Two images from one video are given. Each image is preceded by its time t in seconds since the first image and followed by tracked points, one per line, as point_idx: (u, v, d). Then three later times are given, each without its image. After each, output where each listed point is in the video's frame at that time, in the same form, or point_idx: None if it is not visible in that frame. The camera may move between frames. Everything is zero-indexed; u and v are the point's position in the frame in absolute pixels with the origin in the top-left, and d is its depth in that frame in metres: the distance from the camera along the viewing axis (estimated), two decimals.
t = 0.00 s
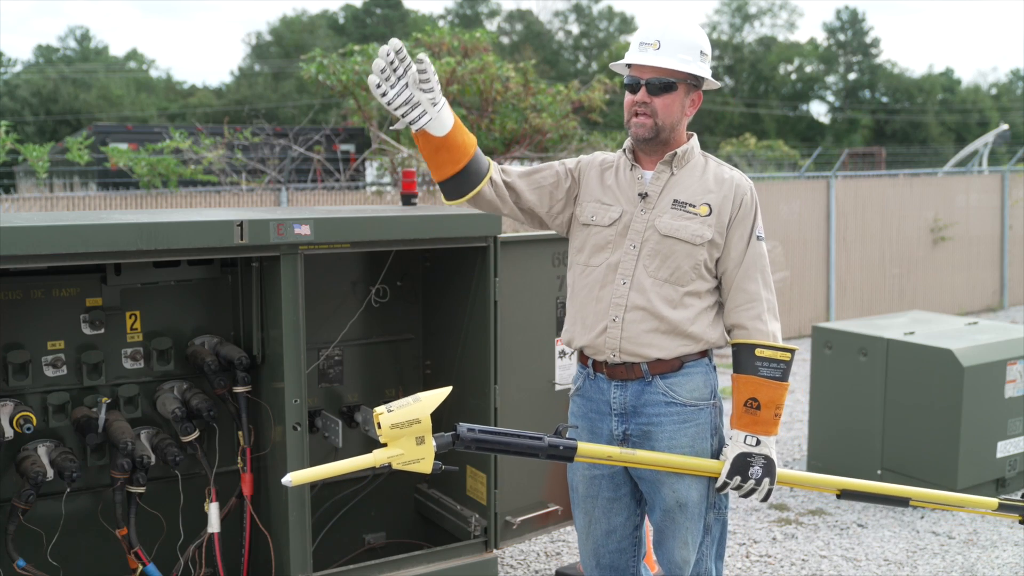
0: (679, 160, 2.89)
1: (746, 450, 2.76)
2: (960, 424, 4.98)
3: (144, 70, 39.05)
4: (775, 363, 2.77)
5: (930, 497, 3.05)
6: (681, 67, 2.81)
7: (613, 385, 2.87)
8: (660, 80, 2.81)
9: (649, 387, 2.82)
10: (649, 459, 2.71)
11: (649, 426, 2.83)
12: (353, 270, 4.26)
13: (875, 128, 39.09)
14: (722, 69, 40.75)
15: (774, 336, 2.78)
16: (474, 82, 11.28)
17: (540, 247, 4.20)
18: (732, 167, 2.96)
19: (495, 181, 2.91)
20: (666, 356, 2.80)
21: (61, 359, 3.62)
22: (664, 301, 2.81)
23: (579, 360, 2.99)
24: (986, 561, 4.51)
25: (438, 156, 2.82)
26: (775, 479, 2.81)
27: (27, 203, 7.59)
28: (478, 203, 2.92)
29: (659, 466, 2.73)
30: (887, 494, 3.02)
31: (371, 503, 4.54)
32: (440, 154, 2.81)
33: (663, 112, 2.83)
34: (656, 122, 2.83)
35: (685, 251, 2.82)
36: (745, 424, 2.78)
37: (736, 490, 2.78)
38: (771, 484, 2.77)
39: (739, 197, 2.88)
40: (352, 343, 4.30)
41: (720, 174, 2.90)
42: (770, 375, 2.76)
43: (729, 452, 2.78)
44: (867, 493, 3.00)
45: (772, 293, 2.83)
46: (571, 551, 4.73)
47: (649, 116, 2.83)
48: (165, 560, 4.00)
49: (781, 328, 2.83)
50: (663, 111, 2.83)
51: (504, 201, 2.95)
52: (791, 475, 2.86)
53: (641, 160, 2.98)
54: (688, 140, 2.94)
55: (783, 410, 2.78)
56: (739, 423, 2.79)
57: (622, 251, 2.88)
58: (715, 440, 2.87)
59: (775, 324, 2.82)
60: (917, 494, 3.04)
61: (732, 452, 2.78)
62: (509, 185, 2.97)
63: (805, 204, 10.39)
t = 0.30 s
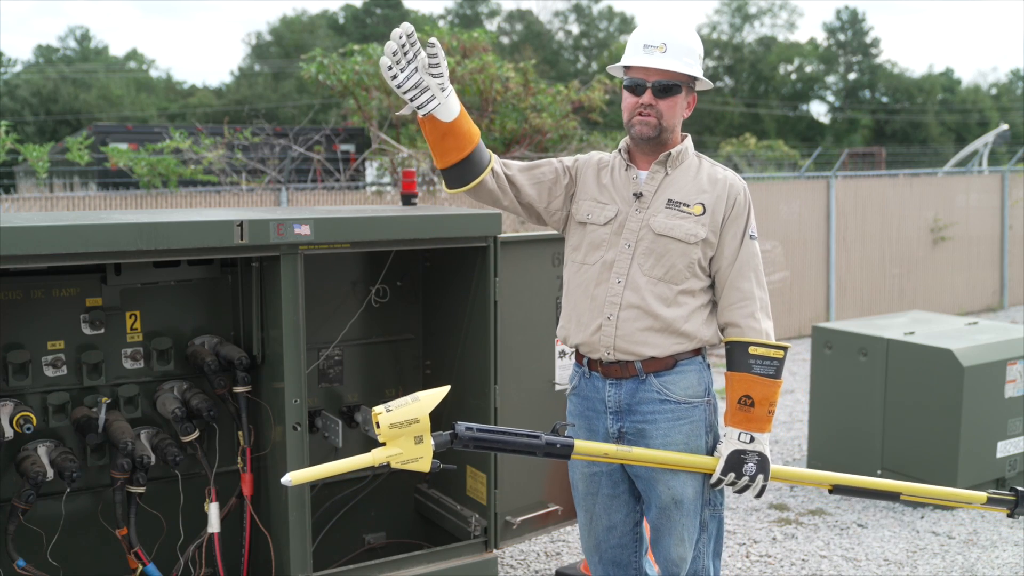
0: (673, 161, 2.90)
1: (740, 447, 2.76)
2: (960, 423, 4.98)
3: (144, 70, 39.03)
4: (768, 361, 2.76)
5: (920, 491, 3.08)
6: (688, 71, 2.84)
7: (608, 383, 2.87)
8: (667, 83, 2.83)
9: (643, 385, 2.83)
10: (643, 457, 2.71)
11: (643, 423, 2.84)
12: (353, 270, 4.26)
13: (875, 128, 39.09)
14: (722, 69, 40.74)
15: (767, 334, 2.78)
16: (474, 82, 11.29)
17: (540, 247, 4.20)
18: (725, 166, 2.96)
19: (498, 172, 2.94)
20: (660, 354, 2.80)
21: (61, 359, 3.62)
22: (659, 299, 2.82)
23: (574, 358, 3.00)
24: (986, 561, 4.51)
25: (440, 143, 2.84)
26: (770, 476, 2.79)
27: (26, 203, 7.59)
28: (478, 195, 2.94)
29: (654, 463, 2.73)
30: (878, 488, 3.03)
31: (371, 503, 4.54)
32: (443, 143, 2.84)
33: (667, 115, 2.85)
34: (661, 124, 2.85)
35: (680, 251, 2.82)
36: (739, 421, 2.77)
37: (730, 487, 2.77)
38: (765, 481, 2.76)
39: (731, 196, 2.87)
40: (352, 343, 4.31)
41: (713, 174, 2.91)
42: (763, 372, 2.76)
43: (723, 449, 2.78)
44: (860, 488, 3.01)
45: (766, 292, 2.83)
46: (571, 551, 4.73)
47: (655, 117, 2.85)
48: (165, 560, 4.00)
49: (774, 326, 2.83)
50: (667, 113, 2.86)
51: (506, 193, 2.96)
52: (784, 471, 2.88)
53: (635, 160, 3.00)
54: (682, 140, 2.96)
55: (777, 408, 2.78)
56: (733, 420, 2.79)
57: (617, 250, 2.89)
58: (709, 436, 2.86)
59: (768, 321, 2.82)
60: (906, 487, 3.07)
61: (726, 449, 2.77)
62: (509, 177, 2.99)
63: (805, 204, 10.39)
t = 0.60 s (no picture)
0: (668, 161, 2.90)
1: (737, 443, 2.76)
2: (960, 423, 4.98)
3: (144, 70, 39.02)
4: (764, 357, 2.77)
5: (915, 485, 3.09)
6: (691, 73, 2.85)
7: (606, 382, 2.88)
8: (670, 84, 2.83)
9: (640, 383, 2.83)
10: (642, 454, 2.71)
11: (641, 421, 2.83)
12: (353, 270, 4.26)
13: (875, 128, 39.09)
14: (723, 69, 40.73)
15: (762, 331, 2.79)
16: (474, 82, 11.29)
17: (540, 247, 4.20)
18: (719, 166, 2.96)
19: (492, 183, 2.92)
20: (657, 353, 2.80)
21: (61, 359, 3.62)
22: (655, 298, 2.82)
23: (571, 357, 3.00)
24: (986, 562, 4.51)
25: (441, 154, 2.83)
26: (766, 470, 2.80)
27: (26, 203, 7.59)
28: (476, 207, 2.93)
29: (652, 461, 2.73)
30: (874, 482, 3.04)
31: (371, 503, 4.54)
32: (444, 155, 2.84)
33: (668, 116, 2.86)
34: (662, 125, 2.86)
35: (676, 250, 2.82)
36: (736, 417, 2.77)
37: (727, 482, 2.78)
38: (762, 476, 2.76)
39: (726, 195, 2.88)
40: (352, 343, 4.31)
41: (707, 173, 2.91)
42: (759, 368, 2.77)
43: (720, 445, 2.78)
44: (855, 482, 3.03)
45: (761, 289, 2.84)
46: (571, 551, 4.73)
47: (657, 117, 2.85)
48: (165, 560, 4.00)
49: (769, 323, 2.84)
50: (668, 114, 2.87)
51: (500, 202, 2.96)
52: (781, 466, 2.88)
53: (630, 159, 2.99)
54: (677, 140, 2.96)
55: (773, 403, 2.78)
56: (729, 416, 2.79)
57: (613, 250, 2.89)
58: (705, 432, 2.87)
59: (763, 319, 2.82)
60: (902, 482, 3.07)
61: (722, 445, 2.78)
62: (506, 190, 2.98)
63: (805, 204, 10.39)
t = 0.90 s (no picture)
0: (659, 161, 2.90)
1: (731, 440, 2.76)
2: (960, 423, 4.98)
3: (144, 70, 39.02)
4: (757, 354, 2.75)
5: (910, 478, 3.09)
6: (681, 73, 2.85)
7: (602, 380, 2.88)
8: (661, 84, 2.83)
9: (637, 382, 2.83)
10: (638, 452, 2.71)
11: (637, 419, 2.84)
12: (353, 270, 4.26)
13: (875, 128, 39.09)
14: (722, 69, 40.72)
15: (755, 328, 2.78)
16: (475, 82, 11.25)
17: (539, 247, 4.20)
18: (710, 164, 2.96)
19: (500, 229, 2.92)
20: (653, 352, 2.80)
21: (61, 359, 3.62)
22: (650, 298, 2.82)
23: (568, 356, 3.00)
24: (986, 562, 4.51)
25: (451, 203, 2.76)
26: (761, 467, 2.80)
27: (26, 203, 7.59)
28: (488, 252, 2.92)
29: (648, 458, 2.73)
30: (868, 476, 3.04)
31: (370, 503, 4.54)
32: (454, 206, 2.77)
33: (660, 116, 2.86)
34: (654, 124, 2.86)
35: (670, 249, 2.83)
36: (730, 414, 2.77)
37: (723, 479, 2.78)
38: (757, 472, 2.77)
39: (717, 194, 2.88)
40: (352, 343, 4.31)
41: (698, 172, 2.91)
42: (753, 366, 2.75)
43: (715, 441, 2.78)
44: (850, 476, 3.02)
45: (754, 286, 2.83)
46: (571, 551, 4.73)
47: (648, 117, 2.85)
48: (165, 560, 4.00)
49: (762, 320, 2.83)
50: (660, 113, 2.86)
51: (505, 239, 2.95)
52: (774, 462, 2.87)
53: (622, 160, 2.99)
54: (668, 140, 2.97)
55: (767, 399, 2.77)
56: (724, 413, 2.78)
57: (608, 252, 2.89)
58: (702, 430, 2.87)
59: (756, 316, 2.82)
60: (897, 475, 3.07)
61: (717, 441, 2.77)
62: (508, 230, 2.98)
63: (805, 204, 10.39)
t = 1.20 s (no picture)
0: (651, 161, 2.90)
1: (729, 433, 2.74)
2: (959, 423, 4.98)
3: (144, 70, 39.03)
4: (756, 348, 2.75)
5: (906, 470, 3.09)
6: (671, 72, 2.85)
7: (600, 380, 2.89)
8: (651, 84, 2.83)
9: (635, 381, 2.83)
10: (634, 447, 2.71)
11: (635, 418, 2.83)
12: (353, 270, 4.26)
13: (875, 128, 39.07)
14: (723, 69, 40.70)
15: (754, 322, 2.77)
16: (474, 82, 11.24)
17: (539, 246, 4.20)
18: (701, 162, 2.96)
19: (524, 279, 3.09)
20: (650, 351, 2.80)
21: (61, 359, 3.62)
22: (647, 298, 2.83)
23: (566, 356, 3.01)
24: (986, 562, 4.51)
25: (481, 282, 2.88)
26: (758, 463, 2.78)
27: (26, 203, 7.58)
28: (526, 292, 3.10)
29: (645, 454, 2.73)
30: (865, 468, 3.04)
31: (371, 502, 4.54)
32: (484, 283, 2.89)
33: (651, 115, 2.87)
34: (645, 124, 2.86)
35: (664, 249, 2.83)
36: (728, 407, 2.75)
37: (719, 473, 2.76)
38: (753, 466, 2.75)
39: (710, 192, 2.88)
40: (351, 343, 4.31)
41: (690, 171, 2.91)
42: (751, 359, 2.74)
43: (712, 435, 2.76)
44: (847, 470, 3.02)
45: (752, 283, 2.82)
46: (571, 551, 4.73)
47: (639, 117, 2.85)
48: (165, 560, 4.00)
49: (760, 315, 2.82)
50: (651, 113, 2.86)
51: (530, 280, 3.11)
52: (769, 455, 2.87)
53: (612, 162, 3.00)
54: (659, 140, 2.97)
55: (765, 394, 2.75)
56: (722, 406, 2.76)
57: (603, 253, 2.89)
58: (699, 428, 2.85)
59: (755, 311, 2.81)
60: (894, 467, 3.07)
61: (715, 434, 2.76)
62: (531, 270, 3.13)
63: (805, 204, 10.39)
